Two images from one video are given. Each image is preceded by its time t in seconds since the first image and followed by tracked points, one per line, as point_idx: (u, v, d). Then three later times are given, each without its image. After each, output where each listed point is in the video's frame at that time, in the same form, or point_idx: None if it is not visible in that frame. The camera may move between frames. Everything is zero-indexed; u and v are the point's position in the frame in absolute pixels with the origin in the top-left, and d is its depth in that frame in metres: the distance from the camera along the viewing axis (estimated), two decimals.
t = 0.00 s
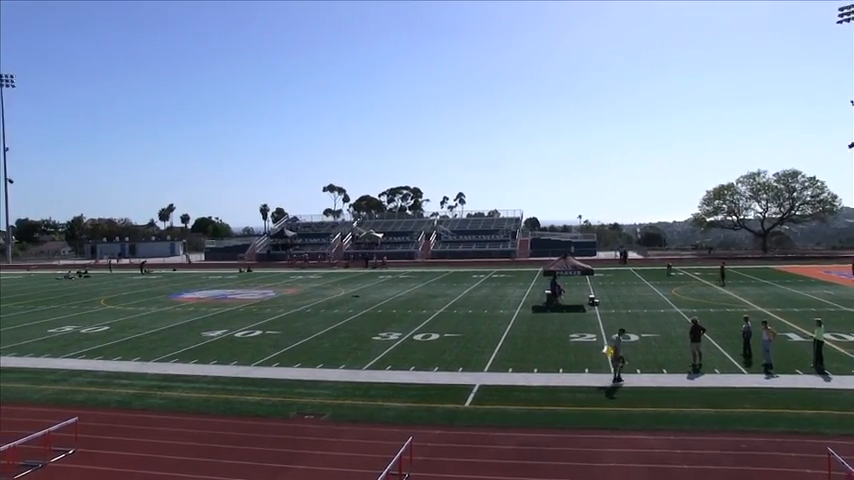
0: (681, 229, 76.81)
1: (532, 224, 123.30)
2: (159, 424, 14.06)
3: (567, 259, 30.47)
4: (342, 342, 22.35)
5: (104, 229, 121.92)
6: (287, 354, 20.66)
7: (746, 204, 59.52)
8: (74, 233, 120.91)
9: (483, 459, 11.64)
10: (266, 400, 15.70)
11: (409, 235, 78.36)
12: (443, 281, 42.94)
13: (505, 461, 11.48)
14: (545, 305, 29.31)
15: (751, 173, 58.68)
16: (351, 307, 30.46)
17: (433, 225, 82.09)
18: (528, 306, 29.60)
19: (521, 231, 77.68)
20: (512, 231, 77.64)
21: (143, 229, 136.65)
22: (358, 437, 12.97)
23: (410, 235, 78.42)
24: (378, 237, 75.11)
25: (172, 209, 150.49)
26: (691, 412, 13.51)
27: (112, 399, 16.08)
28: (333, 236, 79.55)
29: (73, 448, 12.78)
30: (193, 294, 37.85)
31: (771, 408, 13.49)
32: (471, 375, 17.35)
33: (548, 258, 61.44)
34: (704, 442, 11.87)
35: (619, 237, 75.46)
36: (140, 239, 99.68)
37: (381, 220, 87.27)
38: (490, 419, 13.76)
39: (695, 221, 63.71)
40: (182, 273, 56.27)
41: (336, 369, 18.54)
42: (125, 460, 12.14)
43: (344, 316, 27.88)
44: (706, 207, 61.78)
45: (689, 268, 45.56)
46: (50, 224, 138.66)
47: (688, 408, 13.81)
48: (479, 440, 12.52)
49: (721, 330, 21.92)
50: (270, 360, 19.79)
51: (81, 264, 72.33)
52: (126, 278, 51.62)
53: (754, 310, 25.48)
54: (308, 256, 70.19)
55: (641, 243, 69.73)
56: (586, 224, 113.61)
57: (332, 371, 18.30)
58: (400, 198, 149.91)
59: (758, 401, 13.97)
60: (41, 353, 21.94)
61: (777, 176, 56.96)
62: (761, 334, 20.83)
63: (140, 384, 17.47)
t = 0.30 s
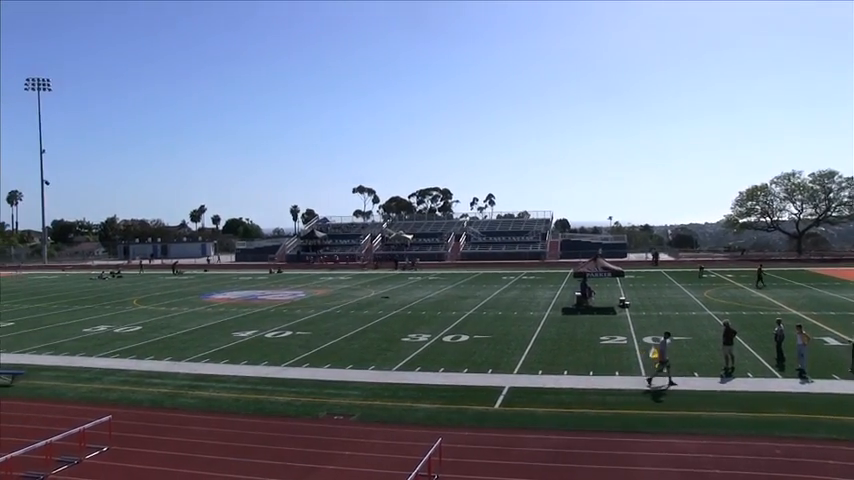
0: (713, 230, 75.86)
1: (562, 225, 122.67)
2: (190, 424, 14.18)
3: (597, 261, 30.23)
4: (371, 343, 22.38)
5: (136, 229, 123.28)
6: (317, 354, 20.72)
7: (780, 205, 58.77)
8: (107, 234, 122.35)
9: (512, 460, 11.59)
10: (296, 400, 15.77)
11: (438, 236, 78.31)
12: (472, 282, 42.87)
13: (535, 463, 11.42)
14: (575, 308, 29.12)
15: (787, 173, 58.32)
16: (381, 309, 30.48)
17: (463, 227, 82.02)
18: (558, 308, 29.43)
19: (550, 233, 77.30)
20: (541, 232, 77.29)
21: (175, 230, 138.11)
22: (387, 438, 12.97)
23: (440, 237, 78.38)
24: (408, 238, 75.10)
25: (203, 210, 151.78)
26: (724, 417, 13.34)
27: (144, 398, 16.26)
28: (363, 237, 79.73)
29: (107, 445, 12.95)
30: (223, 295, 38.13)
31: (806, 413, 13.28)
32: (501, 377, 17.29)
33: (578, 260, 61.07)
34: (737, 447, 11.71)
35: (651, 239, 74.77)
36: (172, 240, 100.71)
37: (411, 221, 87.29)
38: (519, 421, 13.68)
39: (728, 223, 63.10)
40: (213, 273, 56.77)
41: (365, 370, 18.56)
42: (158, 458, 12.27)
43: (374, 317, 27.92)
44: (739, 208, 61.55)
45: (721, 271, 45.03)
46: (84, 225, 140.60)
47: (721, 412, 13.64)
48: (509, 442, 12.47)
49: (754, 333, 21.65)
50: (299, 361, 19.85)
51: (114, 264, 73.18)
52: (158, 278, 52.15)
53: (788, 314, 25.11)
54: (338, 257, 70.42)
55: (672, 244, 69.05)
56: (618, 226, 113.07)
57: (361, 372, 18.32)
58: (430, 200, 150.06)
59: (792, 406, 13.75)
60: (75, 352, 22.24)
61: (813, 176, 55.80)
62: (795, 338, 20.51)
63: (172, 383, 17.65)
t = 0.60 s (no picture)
0: (741, 230, 75.07)
1: (588, 226, 121.94)
2: (217, 423, 14.28)
3: (623, 261, 30.00)
4: (397, 343, 22.43)
5: (164, 230, 124.58)
6: (343, 354, 20.78)
7: (810, 204, 57.91)
8: (135, 235, 123.68)
9: (537, 461, 11.55)
10: (321, 400, 15.83)
11: (463, 237, 78.27)
12: (498, 282, 42.80)
13: (561, 464, 11.37)
14: (601, 308, 28.97)
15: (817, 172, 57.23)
16: (406, 309, 30.51)
17: (488, 227, 81.92)
18: (584, 308, 29.31)
19: (576, 233, 76.93)
20: (567, 232, 76.89)
21: (202, 231, 139.33)
22: (412, 438, 12.98)
23: (465, 237, 78.33)
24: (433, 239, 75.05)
25: (230, 211, 152.95)
26: (752, 419, 13.19)
27: (172, 397, 16.42)
28: (389, 238, 79.90)
29: (136, 443, 13.09)
30: (250, 295, 38.44)
31: (836, 416, 13.07)
32: (526, 377, 17.24)
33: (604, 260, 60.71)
34: (765, 449, 11.58)
35: (678, 238, 74.15)
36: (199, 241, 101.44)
37: (436, 222, 87.33)
38: (545, 422, 13.62)
39: (756, 222, 62.32)
40: (240, 274, 57.23)
41: (390, 370, 18.57)
42: (186, 457, 12.38)
43: (400, 317, 27.96)
44: (768, 208, 60.38)
45: (750, 271, 44.56)
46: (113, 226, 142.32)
47: (749, 414, 13.48)
48: (533, 443, 12.42)
49: (784, 333, 21.43)
50: (325, 361, 19.90)
51: (142, 265, 74.02)
52: (185, 278, 52.63)
53: (818, 314, 24.80)
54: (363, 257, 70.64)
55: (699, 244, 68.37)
56: (644, 226, 112.34)
57: (386, 372, 18.33)
58: (455, 200, 150.11)
59: (822, 409, 13.55)
60: (105, 351, 22.52)
61: (845, 175, 55.17)
62: (825, 339, 20.24)
63: (199, 382, 17.80)
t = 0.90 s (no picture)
0: (775, 228, 74.16)
1: (618, 224, 121.02)
2: (246, 419, 14.38)
3: (654, 259, 29.74)
4: (426, 341, 22.45)
5: (196, 228, 125.87)
6: (372, 352, 20.84)
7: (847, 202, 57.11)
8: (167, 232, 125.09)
9: (566, 460, 11.47)
10: (350, 397, 15.87)
11: (493, 235, 78.16)
12: (528, 280, 42.70)
13: (590, 464, 11.28)
14: (631, 306, 28.76)
15: None
16: (435, 307, 30.48)
17: (518, 225, 81.73)
18: (614, 307, 29.12)
19: (606, 231, 76.46)
20: (598, 230, 76.37)
21: (233, 229, 140.53)
22: (440, 435, 12.97)
23: (494, 235, 78.21)
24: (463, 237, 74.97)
25: (260, 208, 154.15)
26: (785, 421, 12.99)
27: (203, 393, 16.56)
28: (418, 235, 80.00)
29: (167, 438, 13.21)
30: (280, 292, 38.71)
31: None
32: (555, 376, 17.16)
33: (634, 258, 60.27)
34: (798, 452, 11.39)
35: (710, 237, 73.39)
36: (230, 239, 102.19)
37: (465, 219, 87.32)
38: (573, 421, 13.53)
39: (791, 221, 61.41)
40: (270, 271, 57.68)
41: (418, 368, 18.57)
42: (215, 452, 12.46)
43: (428, 315, 27.99)
44: (803, 206, 59.43)
45: (783, 270, 44.00)
46: (146, 224, 144.17)
47: (782, 415, 13.28)
48: (562, 442, 12.34)
49: (818, 334, 21.11)
50: (353, 359, 19.94)
51: (174, 262, 74.91)
52: (216, 275, 53.15)
53: None
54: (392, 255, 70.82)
55: (732, 242, 67.56)
56: (676, 224, 111.38)
57: (415, 370, 18.33)
58: (485, 198, 150.03)
59: None
60: (137, 346, 22.80)
61: None
62: None
63: (230, 379, 17.94)
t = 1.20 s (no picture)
0: (805, 226, 73.22)
1: (646, 221, 120.16)
2: (273, 416, 14.46)
3: (682, 257, 29.48)
4: (452, 338, 22.45)
5: (223, 225, 126.80)
6: (399, 349, 20.88)
7: None
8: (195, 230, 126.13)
9: (593, 458, 11.41)
10: (376, 394, 15.89)
11: (519, 232, 77.93)
12: (555, 278, 42.53)
13: (617, 462, 11.22)
14: (659, 304, 28.53)
15: None
16: (462, 304, 30.43)
17: (544, 222, 81.42)
18: (642, 304, 28.91)
19: (634, 228, 75.96)
20: (625, 227, 75.85)
21: (260, 227, 141.36)
22: (466, 433, 12.96)
23: (521, 232, 77.97)
24: (489, 234, 74.83)
25: (287, 206, 155.04)
26: (816, 420, 12.81)
27: (230, 389, 16.68)
28: (444, 232, 79.95)
29: (195, 434, 13.33)
30: (307, 289, 38.89)
31: None
32: (582, 374, 17.07)
33: (662, 255, 59.81)
34: (828, 452, 11.23)
35: (739, 234, 72.63)
36: (257, 236, 102.75)
37: (492, 217, 87.16)
38: (601, 419, 13.45)
39: (822, 218, 60.63)
40: (296, 268, 57.95)
41: (445, 365, 18.56)
42: (242, 448, 12.55)
43: (455, 312, 27.98)
44: (834, 203, 58.71)
45: (815, 267, 43.45)
46: (174, 221, 145.54)
47: (813, 415, 13.10)
48: (589, 440, 12.29)
49: (849, 333, 20.79)
50: (380, 356, 19.98)
51: (202, 259, 75.58)
52: (243, 273, 53.52)
53: None
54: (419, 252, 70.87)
55: (761, 239, 66.80)
56: (704, 221, 110.28)
57: (441, 367, 18.33)
58: (511, 195, 149.72)
59: None
60: (165, 343, 23.02)
61: None
62: None
63: (257, 375, 18.05)
